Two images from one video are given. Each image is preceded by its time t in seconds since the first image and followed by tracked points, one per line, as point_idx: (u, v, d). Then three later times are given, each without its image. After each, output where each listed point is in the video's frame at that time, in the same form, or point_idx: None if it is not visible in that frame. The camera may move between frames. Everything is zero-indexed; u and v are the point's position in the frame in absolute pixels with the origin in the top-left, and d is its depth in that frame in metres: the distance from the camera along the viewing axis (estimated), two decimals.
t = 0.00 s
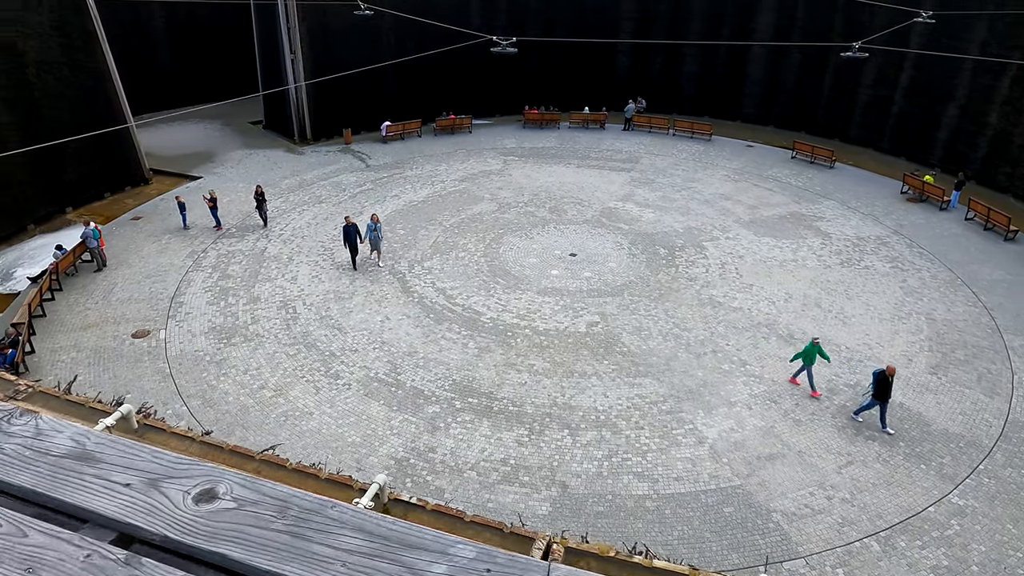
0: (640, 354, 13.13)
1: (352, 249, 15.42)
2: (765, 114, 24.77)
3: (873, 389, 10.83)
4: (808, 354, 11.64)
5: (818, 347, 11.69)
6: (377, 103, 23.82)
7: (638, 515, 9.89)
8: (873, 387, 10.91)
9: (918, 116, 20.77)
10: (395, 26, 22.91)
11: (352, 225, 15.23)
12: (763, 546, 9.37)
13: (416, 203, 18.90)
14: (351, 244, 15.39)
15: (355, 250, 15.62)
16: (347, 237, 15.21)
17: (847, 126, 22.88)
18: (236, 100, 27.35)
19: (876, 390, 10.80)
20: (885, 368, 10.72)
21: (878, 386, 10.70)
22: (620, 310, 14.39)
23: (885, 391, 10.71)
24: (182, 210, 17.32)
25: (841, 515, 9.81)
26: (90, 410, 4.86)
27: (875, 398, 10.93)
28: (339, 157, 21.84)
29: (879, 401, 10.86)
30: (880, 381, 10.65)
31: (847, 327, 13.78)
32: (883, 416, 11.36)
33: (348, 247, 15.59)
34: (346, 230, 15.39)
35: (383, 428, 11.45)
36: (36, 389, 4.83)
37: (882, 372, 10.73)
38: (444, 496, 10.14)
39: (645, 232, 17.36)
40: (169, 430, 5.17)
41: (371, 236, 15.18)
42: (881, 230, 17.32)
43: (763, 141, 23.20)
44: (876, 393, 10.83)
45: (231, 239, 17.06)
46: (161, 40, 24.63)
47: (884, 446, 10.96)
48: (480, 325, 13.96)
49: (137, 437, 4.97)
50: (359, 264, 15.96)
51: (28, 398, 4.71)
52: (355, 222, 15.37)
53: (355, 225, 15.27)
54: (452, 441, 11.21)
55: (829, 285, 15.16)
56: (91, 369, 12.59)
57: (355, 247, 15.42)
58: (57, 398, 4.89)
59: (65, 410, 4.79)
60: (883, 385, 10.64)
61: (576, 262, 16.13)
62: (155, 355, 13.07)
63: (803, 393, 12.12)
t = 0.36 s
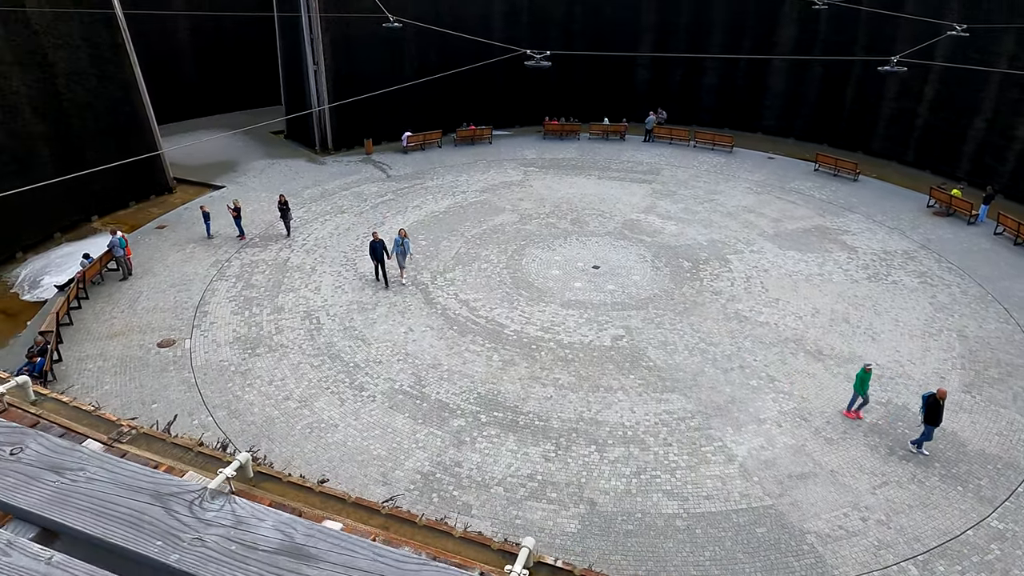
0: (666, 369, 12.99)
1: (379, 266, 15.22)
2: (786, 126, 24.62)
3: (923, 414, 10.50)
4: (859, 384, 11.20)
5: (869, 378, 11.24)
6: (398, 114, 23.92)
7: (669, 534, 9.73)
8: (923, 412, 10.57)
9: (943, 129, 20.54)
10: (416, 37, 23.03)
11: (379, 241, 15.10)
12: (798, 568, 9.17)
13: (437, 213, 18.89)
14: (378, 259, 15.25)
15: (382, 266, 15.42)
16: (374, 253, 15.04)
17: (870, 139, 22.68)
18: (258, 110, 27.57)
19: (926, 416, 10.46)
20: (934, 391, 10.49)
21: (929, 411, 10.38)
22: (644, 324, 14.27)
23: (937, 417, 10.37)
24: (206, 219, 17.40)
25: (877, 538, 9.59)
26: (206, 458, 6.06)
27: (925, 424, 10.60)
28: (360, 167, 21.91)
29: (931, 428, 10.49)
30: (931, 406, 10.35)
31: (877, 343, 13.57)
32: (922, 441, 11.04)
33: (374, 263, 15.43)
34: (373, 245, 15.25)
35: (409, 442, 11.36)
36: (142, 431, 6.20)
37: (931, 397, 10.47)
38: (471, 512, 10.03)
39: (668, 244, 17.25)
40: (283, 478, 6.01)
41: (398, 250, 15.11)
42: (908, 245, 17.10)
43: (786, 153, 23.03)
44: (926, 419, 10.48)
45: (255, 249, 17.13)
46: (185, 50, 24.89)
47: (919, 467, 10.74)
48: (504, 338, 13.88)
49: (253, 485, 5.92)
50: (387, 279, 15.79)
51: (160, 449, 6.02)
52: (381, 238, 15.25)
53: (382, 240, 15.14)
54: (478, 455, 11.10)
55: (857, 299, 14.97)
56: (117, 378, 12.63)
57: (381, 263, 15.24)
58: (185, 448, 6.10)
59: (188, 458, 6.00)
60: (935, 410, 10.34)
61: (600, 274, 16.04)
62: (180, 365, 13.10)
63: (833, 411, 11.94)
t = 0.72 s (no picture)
0: (693, 386, 12.86)
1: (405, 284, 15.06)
2: (808, 141, 24.51)
3: (973, 444, 10.16)
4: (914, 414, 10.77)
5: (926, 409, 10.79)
6: (419, 128, 24.06)
7: (699, 556, 9.56)
8: (972, 441, 10.24)
9: (969, 146, 20.33)
10: (438, 52, 23.23)
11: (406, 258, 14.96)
12: None
13: (459, 227, 18.92)
14: (404, 277, 15.06)
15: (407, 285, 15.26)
16: (400, 270, 14.89)
17: (894, 155, 22.49)
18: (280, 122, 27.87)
19: (975, 446, 10.12)
20: (987, 422, 10.06)
21: (978, 442, 10.04)
22: (669, 340, 14.17)
23: (986, 448, 10.00)
24: (230, 231, 17.53)
25: (913, 563, 9.36)
26: (327, 493, 4.63)
27: (974, 454, 10.25)
28: (382, 180, 22.02)
29: (979, 457, 10.16)
30: (982, 437, 9.98)
31: (906, 362, 13.38)
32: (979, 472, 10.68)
33: (400, 281, 15.23)
34: (399, 262, 15.06)
35: (434, 457, 11.29)
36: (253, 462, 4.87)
37: (983, 428, 10.06)
38: (498, 529, 9.92)
39: (691, 260, 17.16)
40: (410, 516, 4.63)
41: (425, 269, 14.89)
42: (935, 262, 16.90)
43: (807, 169, 22.92)
44: (976, 449, 10.13)
45: (278, 261, 17.22)
46: (210, 64, 25.27)
47: (954, 490, 10.52)
48: (528, 353, 13.81)
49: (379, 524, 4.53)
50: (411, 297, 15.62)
51: (274, 485, 4.70)
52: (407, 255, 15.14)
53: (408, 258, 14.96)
54: (503, 471, 11.00)
55: (884, 318, 14.78)
56: (144, 388, 12.68)
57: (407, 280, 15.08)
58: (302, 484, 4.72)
59: (307, 495, 4.61)
60: (986, 441, 9.96)
61: (623, 289, 15.97)
62: (206, 376, 13.13)
63: (864, 431, 11.74)
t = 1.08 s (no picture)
0: (730, 406, 12.66)
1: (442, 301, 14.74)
2: (844, 157, 24.15)
3: None
4: (987, 456, 10.16)
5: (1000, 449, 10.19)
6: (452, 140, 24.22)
7: None
8: None
9: (1014, 164, 19.82)
10: (473, 65, 23.45)
11: (443, 276, 14.63)
12: None
13: (492, 239, 18.96)
14: (441, 294, 14.72)
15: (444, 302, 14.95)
16: (437, 288, 14.56)
17: (934, 172, 22.04)
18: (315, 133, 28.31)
19: None
20: None
21: None
22: (705, 357, 13.99)
23: None
24: (267, 240, 17.79)
25: None
26: (454, 533, 4.71)
27: None
28: (415, 191, 22.18)
29: None
30: None
31: (950, 386, 13.03)
32: None
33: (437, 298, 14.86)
34: (436, 279, 14.73)
35: (468, 471, 11.25)
36: (373, 497, 5.01)
37: None
38: (533, 546, 9.82)
39: (726, 276, 16.96)
40: (542, 560, 4.59)
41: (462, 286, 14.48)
42: (979, 283, 16.48)
43: (843, 185, 22.58)
44: None
45: (314, 270, 17.42)
46: (249, 75, 25.81)
47: (1005, 521, 10.16)
48: (561, 367, 13.74)
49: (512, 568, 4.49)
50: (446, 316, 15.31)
51: (398, 522, 4.83)
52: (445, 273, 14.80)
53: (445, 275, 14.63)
54: (538, 488, 10.92)
55: (927, 339, 14.43)
56: (182, 394, 12.87)
57: (444, 298, 14.79)
58: (425, 521, 4.82)
59: (433, 534, 4.72)
60: None
61: (657, 304, 15.84)
62: (243, 383, 13.28)
63: (908, 456, 11.43)
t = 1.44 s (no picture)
0: (773, 427, 12.39)
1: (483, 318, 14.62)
2: (887, 174, 23.69)
3: None
4: None
5: None
6: (487, 153, 24.34)
7: None
8: None
9: None
10: (510, 79, 23.59)
11: (484, 292, 14.54)
12: None
13: (528, 252, 18.93)
14: (481, 312, 14.55)
15: (484, 319, 14.80)
16: (479, 305, 14.45)
17: (980, 190, 21.48)
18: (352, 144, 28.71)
19: None
20: None
21: None
22: (746, 376, 13.74)
23: None
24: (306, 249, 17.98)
25: None
26: None
27: None
28: (451, 203, 22.28)
29: None
30: None
31: (1004, 412, 12.58)
32: None
33: (478, 316, 14.66)
34: (476, 298, 14.55)
35: (506, 486, 11.16)
36: (510, 538, 5.14)
37: None
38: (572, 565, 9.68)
39: (766, 294, 16.68)
40: None
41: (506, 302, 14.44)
42: None
43: (885, 203, 22.14)
44: None
45: (351, 279, 17.57)
46: (289, 87, 26.31)
47: None
48: (599, 383, 13.61)
49: None
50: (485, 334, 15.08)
51: (543, 564, 4.99)
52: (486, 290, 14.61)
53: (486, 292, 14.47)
54: (577, 505, 10.77)
55: (977, 363, 13.98)
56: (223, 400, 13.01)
57: (484, 315, 14.58)
58: (572, 564, 4.95)
59: None
60: None
61: (695, 321, 15.64)
62: (282, 391, 13.39)
63: (961, 485, 11.04)
